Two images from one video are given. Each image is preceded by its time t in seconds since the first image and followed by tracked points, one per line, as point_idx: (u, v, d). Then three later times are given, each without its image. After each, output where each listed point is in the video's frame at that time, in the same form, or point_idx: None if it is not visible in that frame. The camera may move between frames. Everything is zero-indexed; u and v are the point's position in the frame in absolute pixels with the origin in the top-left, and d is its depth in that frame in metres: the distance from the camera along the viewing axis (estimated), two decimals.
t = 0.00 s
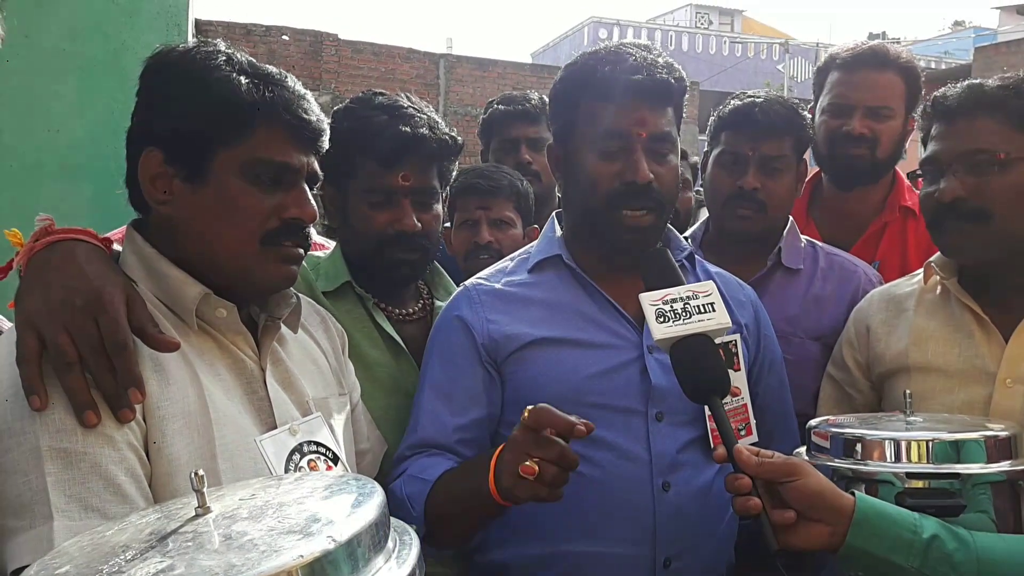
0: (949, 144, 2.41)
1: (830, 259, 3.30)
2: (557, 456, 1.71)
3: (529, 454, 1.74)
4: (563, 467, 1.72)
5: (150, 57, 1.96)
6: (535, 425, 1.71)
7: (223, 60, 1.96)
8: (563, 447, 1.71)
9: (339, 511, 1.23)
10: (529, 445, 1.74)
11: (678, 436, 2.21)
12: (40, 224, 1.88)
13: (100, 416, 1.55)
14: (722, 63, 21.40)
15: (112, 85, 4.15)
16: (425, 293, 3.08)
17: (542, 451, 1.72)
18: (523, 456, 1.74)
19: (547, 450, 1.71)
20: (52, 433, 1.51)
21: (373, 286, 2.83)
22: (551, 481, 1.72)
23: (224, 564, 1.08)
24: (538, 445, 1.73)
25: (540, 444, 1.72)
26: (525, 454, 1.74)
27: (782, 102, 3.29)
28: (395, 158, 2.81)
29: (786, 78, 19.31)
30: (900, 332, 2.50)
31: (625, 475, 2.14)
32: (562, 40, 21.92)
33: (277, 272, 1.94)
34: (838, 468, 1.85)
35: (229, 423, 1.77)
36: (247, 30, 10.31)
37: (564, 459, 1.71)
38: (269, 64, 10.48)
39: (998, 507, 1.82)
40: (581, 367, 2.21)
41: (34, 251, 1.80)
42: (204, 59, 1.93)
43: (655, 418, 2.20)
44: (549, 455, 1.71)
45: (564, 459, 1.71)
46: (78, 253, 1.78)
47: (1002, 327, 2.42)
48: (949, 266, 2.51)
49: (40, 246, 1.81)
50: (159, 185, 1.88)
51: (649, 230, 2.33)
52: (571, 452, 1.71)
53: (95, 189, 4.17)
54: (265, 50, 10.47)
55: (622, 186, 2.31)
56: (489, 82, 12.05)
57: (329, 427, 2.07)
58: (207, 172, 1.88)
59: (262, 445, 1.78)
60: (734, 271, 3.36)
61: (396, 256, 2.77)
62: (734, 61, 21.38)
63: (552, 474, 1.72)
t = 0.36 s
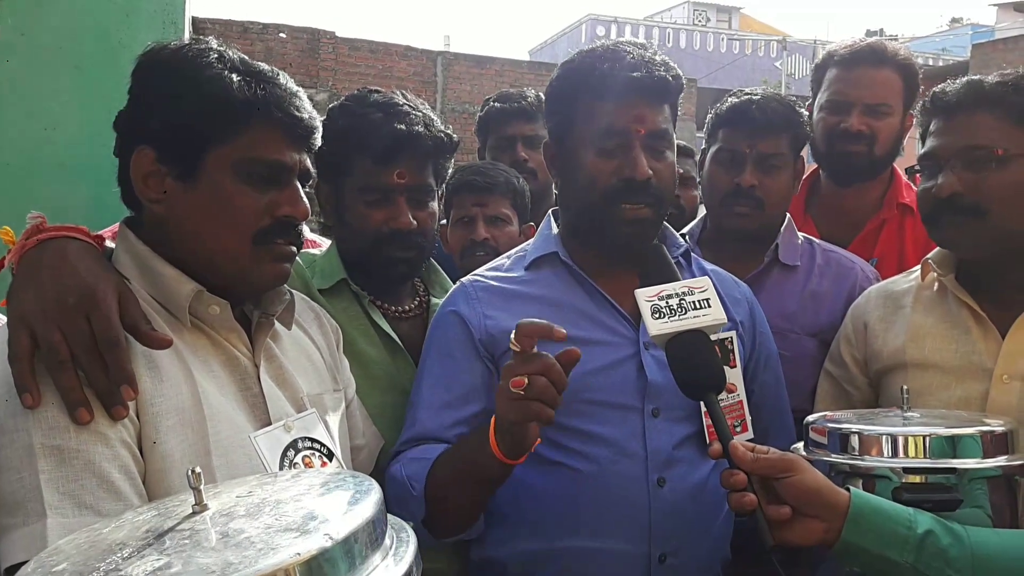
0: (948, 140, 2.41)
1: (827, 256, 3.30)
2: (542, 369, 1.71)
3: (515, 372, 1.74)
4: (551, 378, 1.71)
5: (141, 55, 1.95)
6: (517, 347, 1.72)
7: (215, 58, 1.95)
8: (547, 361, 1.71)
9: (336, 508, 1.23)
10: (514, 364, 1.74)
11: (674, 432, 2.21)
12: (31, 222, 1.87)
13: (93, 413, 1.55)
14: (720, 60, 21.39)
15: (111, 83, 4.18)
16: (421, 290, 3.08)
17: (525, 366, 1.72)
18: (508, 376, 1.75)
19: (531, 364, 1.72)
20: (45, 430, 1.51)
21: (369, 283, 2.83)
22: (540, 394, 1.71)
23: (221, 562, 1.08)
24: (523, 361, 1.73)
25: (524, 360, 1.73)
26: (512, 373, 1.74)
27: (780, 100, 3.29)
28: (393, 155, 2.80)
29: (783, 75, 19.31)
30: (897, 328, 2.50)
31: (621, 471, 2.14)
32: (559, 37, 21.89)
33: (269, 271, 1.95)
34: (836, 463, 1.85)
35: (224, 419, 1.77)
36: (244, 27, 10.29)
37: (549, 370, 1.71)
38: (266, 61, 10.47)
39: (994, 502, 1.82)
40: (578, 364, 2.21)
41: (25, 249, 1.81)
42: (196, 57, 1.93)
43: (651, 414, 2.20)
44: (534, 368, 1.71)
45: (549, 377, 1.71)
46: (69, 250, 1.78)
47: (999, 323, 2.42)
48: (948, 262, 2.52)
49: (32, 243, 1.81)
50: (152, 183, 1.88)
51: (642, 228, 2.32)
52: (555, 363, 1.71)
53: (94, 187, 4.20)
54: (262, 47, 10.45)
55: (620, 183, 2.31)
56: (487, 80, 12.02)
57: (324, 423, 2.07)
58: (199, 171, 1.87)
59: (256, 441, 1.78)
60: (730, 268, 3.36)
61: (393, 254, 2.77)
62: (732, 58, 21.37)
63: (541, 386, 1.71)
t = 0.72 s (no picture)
0: (954, 138, 2.40)
1: (831, 255, 3.30)
2: (568, 440, 1.69)
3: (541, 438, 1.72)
4: (574, 450, 1.70)
5: (144, 55, 1.95)
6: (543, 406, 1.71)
7: (218, 58, 1.96)
8: (572, 431, 1.69)
9: (340, 506, 1.23)
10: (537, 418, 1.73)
11: (677, 432, 2.20)
12: (29, 223, 1.88)
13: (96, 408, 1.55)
14: (724, 60, 21.37)
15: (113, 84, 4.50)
16: (424, 290, 3.08)
17: (552, 434, 1.71)
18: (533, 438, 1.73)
19: (557, 434, 1.70)
20: (51, 430, 1.50)
21: (373, 283, 2.83)
22: (562, 466, 1.71)
23: (225, 559, 1.08)
24: (548, 429, 1.72)
25: (550, 424, 1.71)
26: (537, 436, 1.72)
27: (784, 99, 3.29)
28: (397, 155, 2.80)
29: (787, 75, 19.28)
30: (902, 327, 2.49)
31: (625, 471, 2.14)
32: (563, 37, 21.89)
33: (272, 271, 1.95)
34: (841, 462, 1.84)
35: (228, 420, 1.77)
36: (248, 28, 10.32)
37: (573, 443, 1.69)
38: (270, 62, 10.49)
39: (1001, 501, 1.81)
40: (582, 364, 2.20)
41: (23, 250, 1.81)
42: (200, 57, 1.93)
43: (655, 414, 2.19)
44: (558, 439, 1.70)
45: (574, 437, 1.69)
46: (67, 249, 1.78)
47: (1005, 322, 2.41)
48: (953, 260, 2.50)
49: (29, 244, 1.81)
50: (155, 183, 1.88)
51: (647, 227, 2.32)
52: (581, 437, 1.69)
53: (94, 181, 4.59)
54: (266, 48, 10.47)
55: (635, 171, 2.30)
56: (490, 80, 12.02)
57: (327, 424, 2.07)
58: (202, 171, 1.88)
59: (260, 440, 1.79)
60: (735, 268, 3.35)
61: (397, 253, 2.77)
62: (735, 58, 21.35)
63: (562, 459, 1.70)
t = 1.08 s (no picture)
0: (958, 139, 2.40)
1: (833, 256, 3.30)
2: (574, 443, 1.73)
3: (546, 441, 1.75)
4: (580, 454, 1.73)
5: (145, 56, 1.96)
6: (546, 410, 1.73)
7: (219, 60, 1.96)
8: (578, 434, 1.73)
9: (341, 507, 1.23)
10: (542, 430, 1.76)
11: (676, 432, 2.20)
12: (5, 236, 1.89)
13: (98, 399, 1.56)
14: (726, 60, 21.36)
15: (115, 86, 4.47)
16: (428, 290, 3.08)
17: (557, 437, 1.74)
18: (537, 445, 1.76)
19: (563, 438, 1.73)
20: (52, 433, 1.51)
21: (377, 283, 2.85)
22: (567, 468, 1.74)
23: (226, 562, 1.08)
24: (553, 431, 1.75)
25: (555, 429, 1.74)
26: (540, 440, 1.75)
27: (785, 100, 3.29)
28: (399, 157, 2.81)
29: (789, 75, 19.27)
30: (904, 326, 2.49)
31: (625, 471, 2.14)
32: (565, 38, 21.89)
33: (273, 272, 1.95)
34: (842, 462, 1.84)
35: (228, 422, 1.78)
36: (250, 29, 10.33)
37: (579, 446, 1.73)
38: (272, 63, 10.50)
39: (1003, 501, 1.81)
40: (583, 363, 2.21)
41: (6, 259, 1.81)
42: (201, 59, 1.93)
43: (655, 414, 2.19)
44: (565, 442, 1.73)
45: (580, 439, 1.73)
46: (48, 253, 1.78)
47: (1008, 321, 2.41)
48: (955, 259, 2.50)
49: (11, 252, 1.81)
50: (154, 184, 1.89)
51: (649, 228, 2.33)
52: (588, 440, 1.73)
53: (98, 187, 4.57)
54: (268, 49, 10.47)
55: (631, 174, 2.30)
56: (492, 80, 12.02)
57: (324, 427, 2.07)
58: (202, 172, 1.88)
59: (258, 442, 1.78)
60: (736, 268, 3.35)
61: (400, 254, 2.77)
62: (738, 58, 21.34)
63: (568, 463, 1.73)
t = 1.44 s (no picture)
0: (959, 140, 2.40)
1: (834, 257, 3.30)
2: (573, 440, 1.71)
3: (545, 440, 1.73)
4: (579, 450, 1.72)
5: (145, 59, 1.96)
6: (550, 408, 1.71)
7: (219, 62, 1.96)
8: (578, 432, 1.71)
9: (341, 510, 1.23)
10: (542, 428, 1.74)
11: (677, 433, 2.20)
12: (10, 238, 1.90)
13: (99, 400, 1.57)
14: (727, 61, 21.35)
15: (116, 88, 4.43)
16: (429, 292, 3.08)
17: (557, 435, 1.72)
18: (537, 443, 1.73)
19: (563, 434, 1.71)
20: (53, 435, 1.51)
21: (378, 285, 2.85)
22: (569, 465, 1.72)
23: (226, 565, 1.08)
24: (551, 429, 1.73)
25: (555, 428, 1.72)
26: (542, 437, 1.73)
27: (786, 101, 3.29)
28: (399, 158, 2.81)
29: (790, 76, 19.27)
30: (905, 328, 2.49)
31: (627, 473, 2.14)
32: (565, 39, 21.90)
33: (274, 273, 1.95)
34: (843, 464, 1.84)
35: (231, 423, 1.78)
36: (251, 31, 10.34)
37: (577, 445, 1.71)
38: (272, 64, 10.49)
39: (1004, 502, 1.81)
40: (584, 366, 2.21)
41: (9, 262, 1.81)
42: (200, 61, 1.94)
43: (656, 416, 2.19)
44: (564, 439, 1.71)
45: (575, 435, 1.71)
46: (51, 255, 1.79)
47: (1009, 322, 2.41)
48: (955, 262, 2.50)
49: (14, 256, 1.82)
50: (155, 186, 1.89)
51: (649, 230, 2.33)
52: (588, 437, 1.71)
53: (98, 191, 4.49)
54: (269, 50, 10.46)
55: (627, 177, 2.31)
56: (493, 82, 12.02)
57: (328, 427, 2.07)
58: (203, 173, 1.88)
59: (262, 443, 1.78)
60: (737, 269, 3.35)
61: (401, 256, 2.77)
62: (738, 59, 21.33)
63: (569, 459, 1.71)
